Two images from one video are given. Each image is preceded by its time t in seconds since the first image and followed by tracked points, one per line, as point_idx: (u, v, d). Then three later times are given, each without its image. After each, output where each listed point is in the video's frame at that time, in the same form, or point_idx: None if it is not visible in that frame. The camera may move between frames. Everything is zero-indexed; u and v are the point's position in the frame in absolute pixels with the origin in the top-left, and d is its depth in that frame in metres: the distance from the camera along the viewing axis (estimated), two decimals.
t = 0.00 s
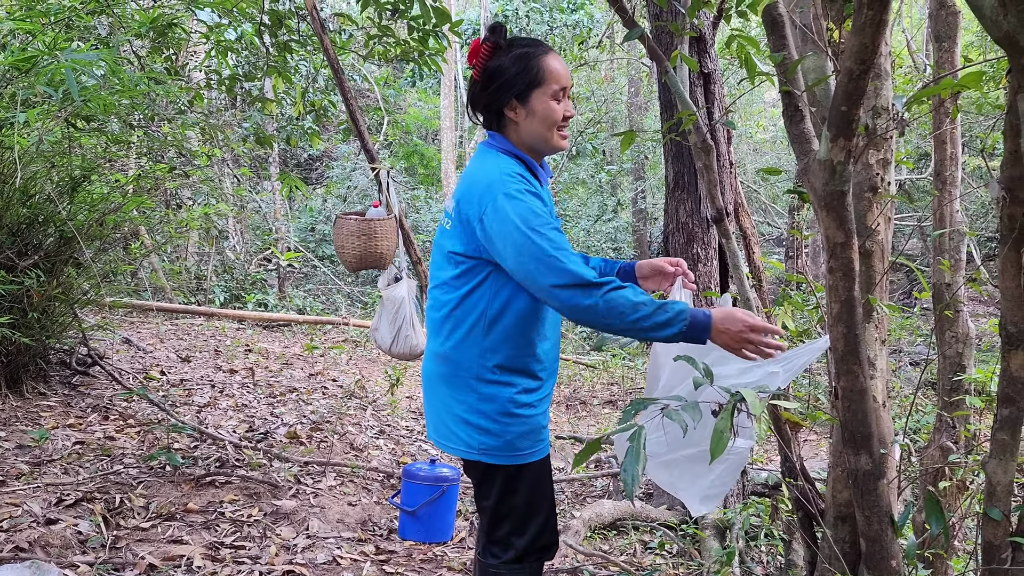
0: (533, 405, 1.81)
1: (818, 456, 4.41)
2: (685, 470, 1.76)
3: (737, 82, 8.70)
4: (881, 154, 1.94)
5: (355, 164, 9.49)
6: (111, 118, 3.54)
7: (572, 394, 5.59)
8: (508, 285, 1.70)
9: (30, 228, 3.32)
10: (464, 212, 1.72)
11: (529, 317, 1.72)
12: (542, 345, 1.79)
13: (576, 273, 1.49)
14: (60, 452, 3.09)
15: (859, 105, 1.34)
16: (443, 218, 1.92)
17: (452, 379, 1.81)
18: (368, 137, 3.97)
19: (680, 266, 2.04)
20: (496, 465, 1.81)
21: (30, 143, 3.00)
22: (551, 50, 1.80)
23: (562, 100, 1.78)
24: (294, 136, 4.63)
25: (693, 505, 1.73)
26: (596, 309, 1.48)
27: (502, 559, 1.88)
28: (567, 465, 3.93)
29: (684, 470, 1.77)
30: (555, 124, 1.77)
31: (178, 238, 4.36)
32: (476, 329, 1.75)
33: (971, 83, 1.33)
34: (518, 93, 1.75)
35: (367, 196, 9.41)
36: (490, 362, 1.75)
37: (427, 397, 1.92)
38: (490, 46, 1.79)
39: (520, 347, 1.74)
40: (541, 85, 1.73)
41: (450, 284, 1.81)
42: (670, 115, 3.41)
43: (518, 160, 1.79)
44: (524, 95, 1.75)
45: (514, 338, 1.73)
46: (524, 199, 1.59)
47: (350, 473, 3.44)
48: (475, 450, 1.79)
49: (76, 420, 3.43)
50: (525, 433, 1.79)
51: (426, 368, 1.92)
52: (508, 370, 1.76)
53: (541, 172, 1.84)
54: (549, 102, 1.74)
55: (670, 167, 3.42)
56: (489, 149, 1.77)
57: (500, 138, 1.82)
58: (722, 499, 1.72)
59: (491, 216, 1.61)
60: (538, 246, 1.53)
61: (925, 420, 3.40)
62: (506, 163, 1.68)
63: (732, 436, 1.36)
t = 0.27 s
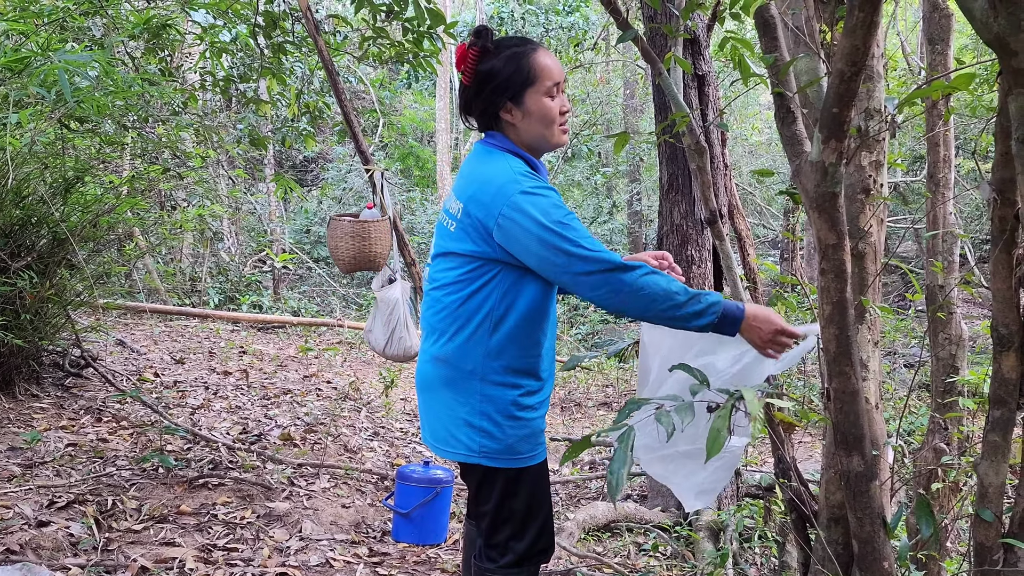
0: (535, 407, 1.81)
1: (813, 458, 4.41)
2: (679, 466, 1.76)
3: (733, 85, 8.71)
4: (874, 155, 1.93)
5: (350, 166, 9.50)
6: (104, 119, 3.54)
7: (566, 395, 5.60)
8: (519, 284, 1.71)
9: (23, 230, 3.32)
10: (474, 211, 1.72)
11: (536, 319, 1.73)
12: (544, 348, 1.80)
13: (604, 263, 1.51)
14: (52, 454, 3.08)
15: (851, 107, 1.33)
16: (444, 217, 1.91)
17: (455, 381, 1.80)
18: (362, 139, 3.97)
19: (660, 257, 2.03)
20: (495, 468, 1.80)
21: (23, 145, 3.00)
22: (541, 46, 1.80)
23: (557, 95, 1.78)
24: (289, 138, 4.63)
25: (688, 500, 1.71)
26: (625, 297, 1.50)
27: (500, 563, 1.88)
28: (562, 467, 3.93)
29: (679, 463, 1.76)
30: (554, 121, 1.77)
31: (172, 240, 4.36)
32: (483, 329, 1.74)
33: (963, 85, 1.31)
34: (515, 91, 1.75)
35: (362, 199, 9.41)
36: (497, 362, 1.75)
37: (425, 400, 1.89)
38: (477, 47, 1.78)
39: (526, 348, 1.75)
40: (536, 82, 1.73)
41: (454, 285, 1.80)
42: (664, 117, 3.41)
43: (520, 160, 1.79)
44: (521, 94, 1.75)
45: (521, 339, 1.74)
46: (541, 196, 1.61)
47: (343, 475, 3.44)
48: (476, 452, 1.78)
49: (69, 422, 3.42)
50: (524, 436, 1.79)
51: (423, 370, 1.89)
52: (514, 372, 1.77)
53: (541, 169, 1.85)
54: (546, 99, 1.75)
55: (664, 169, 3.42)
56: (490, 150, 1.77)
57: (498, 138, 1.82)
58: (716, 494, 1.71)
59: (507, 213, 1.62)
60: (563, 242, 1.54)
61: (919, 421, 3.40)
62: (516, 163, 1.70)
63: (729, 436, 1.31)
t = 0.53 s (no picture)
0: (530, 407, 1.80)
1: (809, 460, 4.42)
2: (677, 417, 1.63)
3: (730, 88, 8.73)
4: (870, 157, 1.93)
5: (348, 168, 9.50)
6: (101, 120, 3.53)
7: (563, 397, 5.60)
8: (509, 284, 1.71)
9: (18, 231, 3.29)
10: (462, 213, 1.73)
11: (527, 318, 1.73)
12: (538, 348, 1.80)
13: (588, 257, 1.51)
14: (48, 455, 3.07)
15: (847, 108, 1.32)
16: (435, 222, 1.92)
17: (449, 383, 1.80)
18: (359, 140, 3.97)
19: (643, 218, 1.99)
20: (490, 470, 1.80)
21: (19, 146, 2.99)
22: (539, 46, 1.79)
23: (553, 96, 1.78)
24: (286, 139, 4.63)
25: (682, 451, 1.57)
26: (610, 291, 1.48)
27: (495, 566, 1.88)
28: (558, 469, 3.92)
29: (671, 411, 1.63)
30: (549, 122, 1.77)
31: (168, 241, 4.35)
32: (474, 330, 1.74)
33: (959, 87, 1.30)
34: (510, 90, 1.75)
35: (359, 200, 9.42)
36: (489, 363, 1.75)
37: (421, 404, 1.89)
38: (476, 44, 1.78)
39: (518, 348, 1.75)
40: (532, 81, 1.73)
41: (446, 287, 1.80)
42: (661, 119, 3.42)
43: (511, 159, 1.80)
44: (517, 93, 1.75)
45: (513, 339, 1.74)
46: (526, 194, 1.62)
47: (340, 477, 3.43)
48: (470, 454, 1.77)
49: (65, 424, 3.41)
50: (519, 438, 1.79)
51: (418, 374, 1.90)
52: (507, 373, 1.76)
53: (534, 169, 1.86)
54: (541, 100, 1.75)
55: (661, 171, 3.42)
56: (481, 150, 1.77)
57: (492, 137, 1.82)
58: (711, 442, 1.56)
59: (493, 212, 1.63)
60: (547, 236, 1.55)
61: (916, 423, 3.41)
62: (502, 163, 1.70)
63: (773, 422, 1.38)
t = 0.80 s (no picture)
0: (527, 409, 1.79)
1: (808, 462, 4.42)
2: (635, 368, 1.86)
3: (729, 90, 8.74)
4: (869, 160, 1.93)
5: (347, 169, 9.51)
6: (99, 121, 3.52)
7: (562, 399, 5.60)
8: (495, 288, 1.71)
9: (17, 232, 3.29)
10: (444, 219, 1.75)
11: (517, 321, 1.72)
12: (532, 349, 1.78)
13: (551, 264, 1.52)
14: (46, 456, 3.07)
15: (846, 110, 1.32)
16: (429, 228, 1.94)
17: (445, 387, 1.81)
18: (358, 142, 3.97)
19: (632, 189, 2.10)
20: (490, 473, 1.80)
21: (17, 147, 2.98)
22: (529, 49, 1.80)
23: (539, 99, 1.78)
24: (285, 141, 4.63)
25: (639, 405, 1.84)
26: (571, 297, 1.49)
27: (494, 568, 1.88)
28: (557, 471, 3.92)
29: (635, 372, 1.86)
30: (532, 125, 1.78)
31: (167, 242, 4.35)
32: (465, 335, 1.75)
33: (957, 91, 1.30)
34: (497, 91, 1.75)
35: (358, 202, 9.42)
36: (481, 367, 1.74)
37: (424, 410, 1.91)
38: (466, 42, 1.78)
39: (509, 350, 1.74)
40: (518, 84, 1.74)
41: (437, 292, 1.82)
42: (660, 121, 3.42)
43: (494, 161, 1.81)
44: (502, 94, 1.75)
45: (503, 342, 1.73)
46: (498, 199, 1.62)
47: (339, 479, 3.43)
48: (470, 458, 1.78)
49: (63, 425, 3.41)
50: (518, 440, 1.78)
51: (420, 379, 1.92)
52: (502, 376, 1.76)
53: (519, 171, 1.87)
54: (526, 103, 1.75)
55: (660, 173, 3.43)
56: (465, 152, 1.79)
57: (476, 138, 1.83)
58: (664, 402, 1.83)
59: (467, 222, 1.64)
60: (512, 243, 1.55)
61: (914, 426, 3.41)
62: (480, 166, 1.70)
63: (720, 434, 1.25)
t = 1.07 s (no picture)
0: (522, 404, 1.77)
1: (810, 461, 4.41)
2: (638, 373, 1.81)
3: (729, 89, 8.74)
4: (872, 157, 1.93)
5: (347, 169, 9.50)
6: (100, 120, 3.52)
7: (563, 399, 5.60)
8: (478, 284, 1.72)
9: (17, 231, 3.29)
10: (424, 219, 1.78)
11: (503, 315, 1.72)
12: (523, 343, 1.77)
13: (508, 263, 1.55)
14: (47, 455, 3.07)
15: (850, 108, 1.32)
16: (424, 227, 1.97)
17: (441, 384, 1.83)
18: (359, 141, 3.96)
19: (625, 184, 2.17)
20: (488, 469, 1.79)
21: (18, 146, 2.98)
22: (520, 50, 1.80)
23: (523, 100, 1.77)
24: (286, 140, 4.62)
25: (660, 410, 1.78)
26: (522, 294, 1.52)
27: (486, 563, 1.88)
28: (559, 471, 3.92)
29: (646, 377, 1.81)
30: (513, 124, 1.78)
31: (168, 241, 4.35)
32: (455, 330, 1.76)
33: (960, 88, 1.30)
34: (480, 89, 1.75)
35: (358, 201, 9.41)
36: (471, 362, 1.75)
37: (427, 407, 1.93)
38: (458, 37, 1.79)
39: (499, 344, 1.73)
40: (502, 83, 1.73)
41: (428, 289, 1.84)
42: (662, 120, 3.42)
43: (476, 157, 1.82)
44: (486, 93, 1.75)
45: (492, 336, 1.73)
46: (466, 196, 1.63)
47: (340, 478, 3.43)
48: (469, 455, 1.78)
49: (64, 424, 3.41)
50: (515, 435, 1.76)
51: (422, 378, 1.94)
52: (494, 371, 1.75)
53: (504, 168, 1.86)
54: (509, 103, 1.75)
55: (662, 171, 3.42)
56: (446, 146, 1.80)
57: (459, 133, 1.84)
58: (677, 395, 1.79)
59: (437, 221, 1.67)
60: (472, 242, 1.59)
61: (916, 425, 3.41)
62: (456, 163, 1.72)
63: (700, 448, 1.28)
